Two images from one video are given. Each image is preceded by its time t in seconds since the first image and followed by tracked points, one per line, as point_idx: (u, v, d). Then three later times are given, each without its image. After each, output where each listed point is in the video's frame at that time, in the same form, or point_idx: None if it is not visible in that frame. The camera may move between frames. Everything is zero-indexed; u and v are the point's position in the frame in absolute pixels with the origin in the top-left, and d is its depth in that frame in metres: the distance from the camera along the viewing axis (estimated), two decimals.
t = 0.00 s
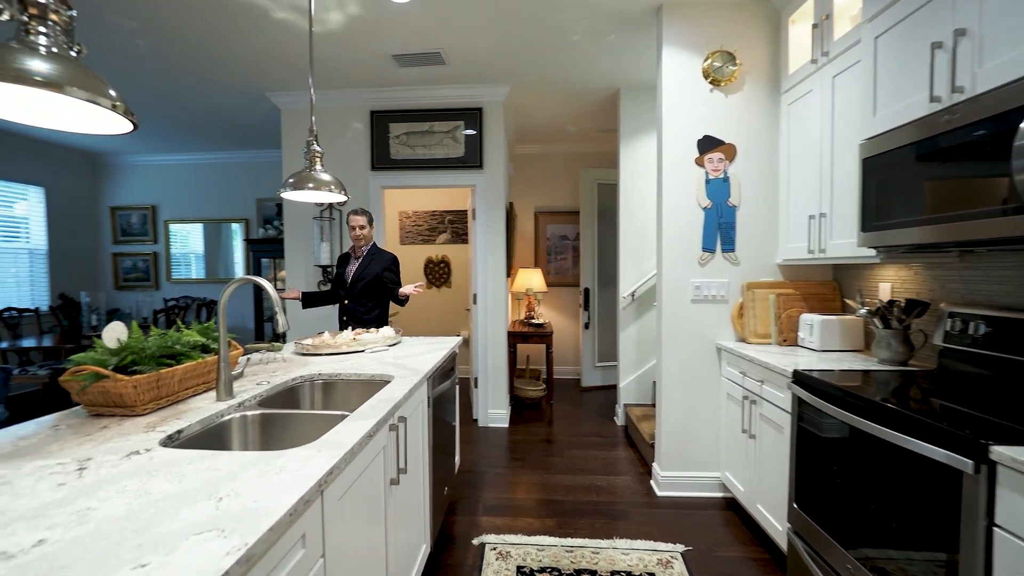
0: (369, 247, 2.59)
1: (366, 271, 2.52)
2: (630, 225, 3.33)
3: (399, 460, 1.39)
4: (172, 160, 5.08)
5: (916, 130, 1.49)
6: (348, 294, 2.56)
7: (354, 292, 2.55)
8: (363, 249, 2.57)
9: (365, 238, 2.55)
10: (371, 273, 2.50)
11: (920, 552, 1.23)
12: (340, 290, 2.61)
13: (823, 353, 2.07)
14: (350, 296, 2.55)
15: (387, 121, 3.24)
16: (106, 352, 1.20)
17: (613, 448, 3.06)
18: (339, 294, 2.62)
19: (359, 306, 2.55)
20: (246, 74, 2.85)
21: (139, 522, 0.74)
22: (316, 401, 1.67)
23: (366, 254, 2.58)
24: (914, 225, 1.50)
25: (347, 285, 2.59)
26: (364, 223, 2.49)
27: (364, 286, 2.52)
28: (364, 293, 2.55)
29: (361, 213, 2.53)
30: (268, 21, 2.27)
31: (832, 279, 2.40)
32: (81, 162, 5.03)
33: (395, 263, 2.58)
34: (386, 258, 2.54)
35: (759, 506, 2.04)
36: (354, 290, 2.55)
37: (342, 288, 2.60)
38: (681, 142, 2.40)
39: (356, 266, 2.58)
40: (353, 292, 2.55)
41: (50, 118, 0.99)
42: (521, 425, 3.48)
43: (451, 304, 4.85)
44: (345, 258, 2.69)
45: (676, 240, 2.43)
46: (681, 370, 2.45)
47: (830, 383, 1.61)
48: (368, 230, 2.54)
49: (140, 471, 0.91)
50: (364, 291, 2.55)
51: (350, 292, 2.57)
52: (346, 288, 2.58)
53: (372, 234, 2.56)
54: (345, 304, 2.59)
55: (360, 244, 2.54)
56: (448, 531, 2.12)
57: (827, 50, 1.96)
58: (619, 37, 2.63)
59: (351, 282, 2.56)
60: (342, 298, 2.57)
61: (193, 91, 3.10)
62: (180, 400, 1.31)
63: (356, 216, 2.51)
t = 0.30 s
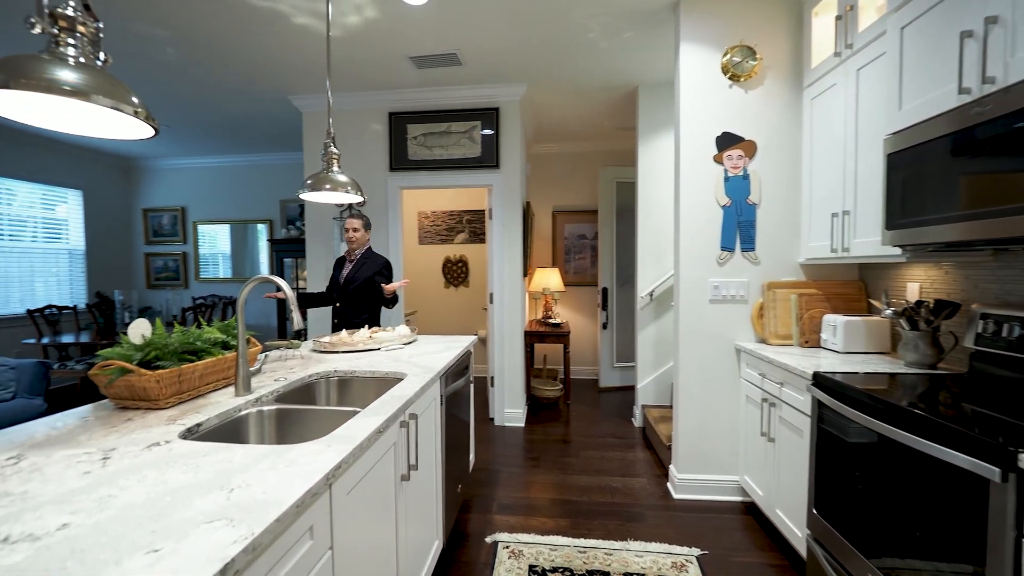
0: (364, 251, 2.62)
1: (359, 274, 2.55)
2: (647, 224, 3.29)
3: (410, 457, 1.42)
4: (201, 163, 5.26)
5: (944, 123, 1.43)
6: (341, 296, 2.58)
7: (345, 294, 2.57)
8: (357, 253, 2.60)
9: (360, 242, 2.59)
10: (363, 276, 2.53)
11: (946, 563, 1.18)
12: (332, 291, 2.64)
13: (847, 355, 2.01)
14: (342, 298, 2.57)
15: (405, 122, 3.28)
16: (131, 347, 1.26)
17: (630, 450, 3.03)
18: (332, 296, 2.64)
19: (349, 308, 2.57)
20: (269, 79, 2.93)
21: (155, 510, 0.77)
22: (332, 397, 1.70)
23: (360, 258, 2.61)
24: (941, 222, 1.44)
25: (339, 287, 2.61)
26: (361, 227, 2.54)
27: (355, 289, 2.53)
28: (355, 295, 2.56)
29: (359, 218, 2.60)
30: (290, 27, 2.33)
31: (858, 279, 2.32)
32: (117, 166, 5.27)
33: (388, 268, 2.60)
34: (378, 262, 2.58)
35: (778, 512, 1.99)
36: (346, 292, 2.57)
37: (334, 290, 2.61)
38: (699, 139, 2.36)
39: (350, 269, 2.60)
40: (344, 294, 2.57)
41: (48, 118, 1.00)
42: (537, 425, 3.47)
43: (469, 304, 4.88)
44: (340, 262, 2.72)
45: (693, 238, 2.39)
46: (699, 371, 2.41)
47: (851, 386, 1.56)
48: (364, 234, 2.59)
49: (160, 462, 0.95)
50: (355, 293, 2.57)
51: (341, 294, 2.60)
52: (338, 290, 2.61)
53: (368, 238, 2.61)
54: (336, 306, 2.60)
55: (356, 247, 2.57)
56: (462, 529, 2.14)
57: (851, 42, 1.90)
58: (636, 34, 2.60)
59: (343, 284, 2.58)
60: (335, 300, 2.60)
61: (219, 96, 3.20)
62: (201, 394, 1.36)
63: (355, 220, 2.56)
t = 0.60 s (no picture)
0: (349, 249, 2.64)
1: (341, 270, 2.57)
2: (664, 223, 3.25)
3: (420, 454, 1.43)
4: (226, 165, 5.41)
5: (971, 117, 1.37)
6: (324, 291, 2.61)
7: (327, 289, 2.59)
8: (341, 249, 2.62)
9: (345, 239, 2.61)
10: (344, 273, 2.55)
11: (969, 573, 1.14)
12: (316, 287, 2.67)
13: (869, 357, 1.95)
14: (323, 294, 2.60)
15: (421, 123, 3.32)
16: (154, 343, 1.31)
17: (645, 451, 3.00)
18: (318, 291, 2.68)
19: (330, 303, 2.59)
20: (289, 82, 3.00)
21: (171, 498, 0.80)
22: (345, 394, 1.74)
23: (344, 255, 2.63)
24: (967, 220, 1.38)
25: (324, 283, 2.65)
26: (345, 223, 2.56)
27: (335, 286, 2.56)
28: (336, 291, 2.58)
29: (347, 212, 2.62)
30: (308, 31, 2.38)
31: (882, 279, 2.26)
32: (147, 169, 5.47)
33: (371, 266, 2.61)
34: (361, 260, 2.58)
35: (795, 517, 1.95)
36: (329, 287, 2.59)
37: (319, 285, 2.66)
38: (715, 136, 2.32)
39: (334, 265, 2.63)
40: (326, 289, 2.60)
41: (67, 123, 1.05)
42: (552, 425, 3.47)
43: (485, 303, 4.90)
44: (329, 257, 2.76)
45: (709, 237, 2.35)
46: (714, 372, 2.37)
47: (870, 388, 1.52)
48: (348, 231, 2.60)
49: (178, 453, 0.98)
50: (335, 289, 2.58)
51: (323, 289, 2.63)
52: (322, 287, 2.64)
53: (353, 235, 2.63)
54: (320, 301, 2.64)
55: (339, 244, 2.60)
56: (474, 527, 2.16)
57: (874, 35, 1.85)
58: (652, 31, 2.57)
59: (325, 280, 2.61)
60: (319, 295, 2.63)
61: (241, 100, 3.29)
62: (220, 390, 1.40)
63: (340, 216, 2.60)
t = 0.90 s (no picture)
0: (347, 245, 2.64)
1: (338, 266, 2.59)
2: (683, 221, 3.19)
3: (434, 452, 1.44)
4: (251, 167, 5.55)
5: (1010, 108, 1.30)
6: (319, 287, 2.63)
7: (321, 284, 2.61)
8: (337, 245, 2.64)
9: (341, 236, 2.61)
10: (341, 270, 2.57)
11: None
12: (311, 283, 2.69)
13: (898, 360, 1.88)
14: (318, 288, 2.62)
15: (438, 123, 3.34)
16: (177, 340, 1.35)
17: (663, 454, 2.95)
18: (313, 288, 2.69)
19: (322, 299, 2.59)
20: (309, 85, 3.05)
21: (188, 491, 0.82)
22: (362, 392, 1.76)
23: (341, 251, 2.65)
24: (1005, 217, 1.31)
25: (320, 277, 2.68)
26: (340, 220, 2.57)
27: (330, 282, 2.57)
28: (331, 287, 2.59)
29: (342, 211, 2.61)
30: (328, 34, 2.42)
31: (913, 280, 2.17)
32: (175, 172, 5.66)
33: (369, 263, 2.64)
34: (359, 256, 2.61)
35: (820, 524, 1.89)
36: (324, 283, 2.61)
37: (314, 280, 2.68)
38: (736, 133, 2.26)
39: (330, 261, 2.65)
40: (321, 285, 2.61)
41: (98, 129, 1.10)
42: (568, 425, 3.45)
43: (502, 303, 4.90)
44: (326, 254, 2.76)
45: (729, 236, 2.29)
46: (735, 374, 2.32)
47: (899, 393, 1.46)
48: (344, 228, 2.61)
49: (197, 447, 1.01)
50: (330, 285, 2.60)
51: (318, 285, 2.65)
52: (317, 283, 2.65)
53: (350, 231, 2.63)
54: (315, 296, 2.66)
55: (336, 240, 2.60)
56: (489, 526, 2.16)
57: (905, 24, 1.77)
58: (671, 26, 2.53)
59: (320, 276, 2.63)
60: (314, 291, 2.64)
61: (263, 103, 3.36)
62: (239, 386, 1.44)
63: (335, 213, 2.61)
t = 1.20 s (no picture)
0: (339, 248, 2.70)
1: (334, 269, 2.58)
2: (708, 220, 3.11)
3: (449, 455, 1.43)
4: (278, 170, 5.69)
5: None
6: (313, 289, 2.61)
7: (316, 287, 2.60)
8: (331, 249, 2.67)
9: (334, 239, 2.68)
10: (337, 272, 2.57)
11: None
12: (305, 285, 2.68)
13: (940, 366, 1.77)
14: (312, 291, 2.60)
15: (458, 123, 3.34)
16: (199, 339, 1.38)
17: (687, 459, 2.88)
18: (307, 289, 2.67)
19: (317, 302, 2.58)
20: (331, 88, 3.09)
21: (202, 492, 0.83)
22: (379, 393, 1.76)
23: (336, 254, 2.65)
24: None
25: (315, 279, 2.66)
26: (332, 223, 2.64)
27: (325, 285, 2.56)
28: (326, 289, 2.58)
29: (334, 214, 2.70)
30: (348, 37, 2.44)
31: (956, 280, 2.05)
32: (206, 174, 5.84)
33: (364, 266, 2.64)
34: (354, 259, 2.61)
35: (852, 537, 1.80)
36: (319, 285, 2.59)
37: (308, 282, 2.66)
38: (763, 128, 2.18)
39: (325, 263, 2.65)
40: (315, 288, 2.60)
41: (122, 135, 1.12)
42: (589, 428, 3.40)
43: (522, 303, 4.88)
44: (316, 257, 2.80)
45: (756, 235, 2.21)
46: (762, 379, 2.23)
47: (939, 401, 1.38)
48: (335, 230, 2.68)
49: (215, 446, 1.02)
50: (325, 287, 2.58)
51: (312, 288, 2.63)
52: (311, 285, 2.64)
53: (341, 234, 2.70)
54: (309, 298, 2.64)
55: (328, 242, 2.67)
56: (507, 529, 2.14)
57: (949, 9, 1.66)
58: (696, 19, 2.45)
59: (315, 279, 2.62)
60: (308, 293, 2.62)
61: (287, 107, 3.42)
62: (259, 386, 1.45)
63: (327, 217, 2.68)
